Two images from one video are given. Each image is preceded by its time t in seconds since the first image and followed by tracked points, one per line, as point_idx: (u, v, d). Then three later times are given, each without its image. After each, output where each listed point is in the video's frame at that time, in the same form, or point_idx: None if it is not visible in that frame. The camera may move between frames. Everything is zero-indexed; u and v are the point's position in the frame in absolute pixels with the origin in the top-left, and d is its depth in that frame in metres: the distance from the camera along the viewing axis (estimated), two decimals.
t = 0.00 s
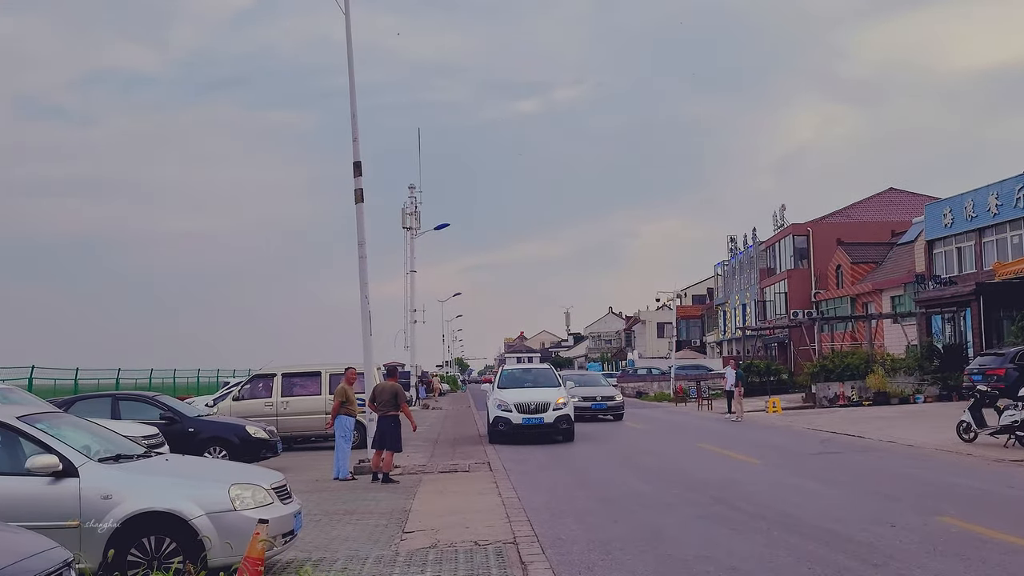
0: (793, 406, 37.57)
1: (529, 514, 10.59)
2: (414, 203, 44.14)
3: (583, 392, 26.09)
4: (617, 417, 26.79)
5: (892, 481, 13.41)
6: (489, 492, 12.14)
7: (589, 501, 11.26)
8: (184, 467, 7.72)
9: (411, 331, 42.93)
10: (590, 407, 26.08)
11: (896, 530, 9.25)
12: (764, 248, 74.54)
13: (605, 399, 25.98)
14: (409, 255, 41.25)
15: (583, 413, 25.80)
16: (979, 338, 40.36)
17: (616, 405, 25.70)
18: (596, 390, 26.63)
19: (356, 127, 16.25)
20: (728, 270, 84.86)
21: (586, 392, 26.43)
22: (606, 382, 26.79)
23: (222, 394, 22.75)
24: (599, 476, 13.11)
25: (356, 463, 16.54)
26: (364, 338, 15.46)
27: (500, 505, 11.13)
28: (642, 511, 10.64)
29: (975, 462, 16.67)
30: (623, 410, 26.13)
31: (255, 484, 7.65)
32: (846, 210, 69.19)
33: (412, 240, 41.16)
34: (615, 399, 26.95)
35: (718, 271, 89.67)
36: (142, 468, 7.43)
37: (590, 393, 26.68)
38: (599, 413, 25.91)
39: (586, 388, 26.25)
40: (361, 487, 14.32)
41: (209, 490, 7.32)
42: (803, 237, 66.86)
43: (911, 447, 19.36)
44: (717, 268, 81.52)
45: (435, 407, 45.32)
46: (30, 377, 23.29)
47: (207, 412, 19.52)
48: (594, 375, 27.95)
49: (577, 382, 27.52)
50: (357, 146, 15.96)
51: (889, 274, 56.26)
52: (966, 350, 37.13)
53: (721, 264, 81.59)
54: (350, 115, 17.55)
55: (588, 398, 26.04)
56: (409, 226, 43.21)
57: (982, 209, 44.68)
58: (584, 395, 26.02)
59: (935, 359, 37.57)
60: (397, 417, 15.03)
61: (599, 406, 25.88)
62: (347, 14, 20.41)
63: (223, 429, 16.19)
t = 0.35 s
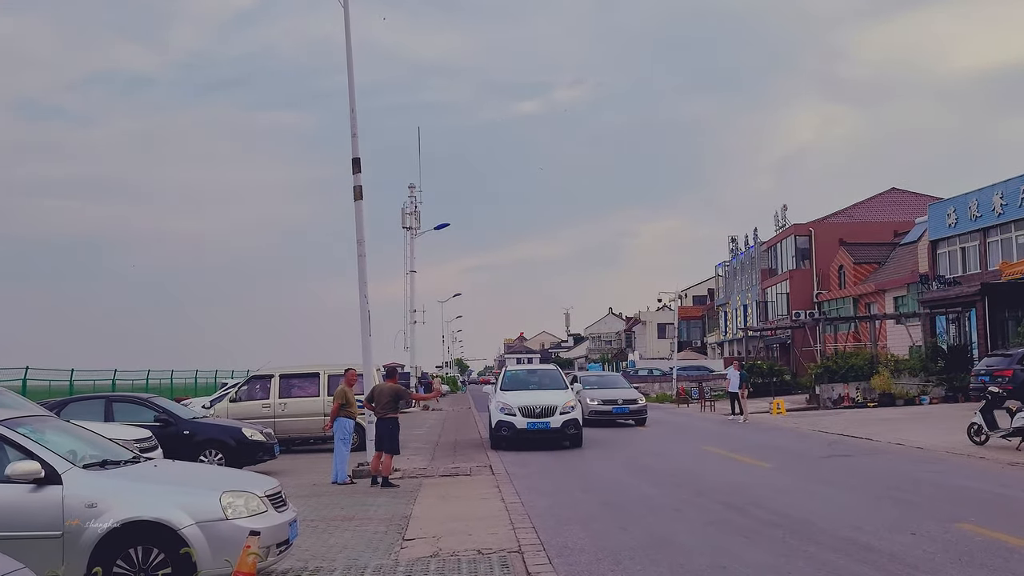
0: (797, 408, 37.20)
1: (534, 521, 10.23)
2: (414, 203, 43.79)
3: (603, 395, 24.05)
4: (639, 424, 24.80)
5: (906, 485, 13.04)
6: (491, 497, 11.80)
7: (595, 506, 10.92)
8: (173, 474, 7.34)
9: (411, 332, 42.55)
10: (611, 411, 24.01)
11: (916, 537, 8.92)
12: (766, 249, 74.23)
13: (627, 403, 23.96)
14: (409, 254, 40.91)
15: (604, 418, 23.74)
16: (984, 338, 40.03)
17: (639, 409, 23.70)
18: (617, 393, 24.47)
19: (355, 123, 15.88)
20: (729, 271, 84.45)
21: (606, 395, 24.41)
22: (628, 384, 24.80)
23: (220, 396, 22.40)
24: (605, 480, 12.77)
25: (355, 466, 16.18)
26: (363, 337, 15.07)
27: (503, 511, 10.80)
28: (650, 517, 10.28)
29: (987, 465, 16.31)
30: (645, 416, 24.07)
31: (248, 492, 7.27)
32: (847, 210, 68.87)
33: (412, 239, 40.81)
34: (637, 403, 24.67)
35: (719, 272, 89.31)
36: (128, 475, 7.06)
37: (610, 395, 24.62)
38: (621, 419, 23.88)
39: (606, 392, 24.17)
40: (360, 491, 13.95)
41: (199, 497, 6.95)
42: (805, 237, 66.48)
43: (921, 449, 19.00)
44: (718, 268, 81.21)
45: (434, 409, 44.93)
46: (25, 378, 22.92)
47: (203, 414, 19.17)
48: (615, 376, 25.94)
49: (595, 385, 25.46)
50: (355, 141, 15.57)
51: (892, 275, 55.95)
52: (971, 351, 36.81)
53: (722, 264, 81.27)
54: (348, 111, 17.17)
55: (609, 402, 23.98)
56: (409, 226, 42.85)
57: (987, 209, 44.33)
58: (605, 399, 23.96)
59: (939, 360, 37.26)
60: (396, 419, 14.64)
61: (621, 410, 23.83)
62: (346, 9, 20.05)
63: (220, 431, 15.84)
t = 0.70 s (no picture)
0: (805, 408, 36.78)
1: (545, 527, 9.86)
2: (418, 202, 43.40)
3: (633, 398, 22.45)
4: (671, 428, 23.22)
5: (926, 489, 12.67)
6: (499, 501, 11.44)
7: (608, 511, 10.55)
8: (167, 480, 6.96)
9: (415, 332, 42.16)
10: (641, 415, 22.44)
11: (945, 545, 8.55)
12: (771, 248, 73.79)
13: (658, 406, 22.36)
14: (412, 254, 40.58)
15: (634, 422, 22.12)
16: (994, 338, 39.60)
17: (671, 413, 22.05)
18: (647, 395, 22.81)
19: (359, 117, 15.52)
20: (734, 271, 83.98)
21: (636, 397, 22.74)
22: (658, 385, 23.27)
23: (221, 396, 22.04)
24: (616, 484, 12.41)
25: (358, 469, 15.80)
26: (368, 337, 14.69)
27: (512, 516, 10.43)
28: (666, 524, 9.89)
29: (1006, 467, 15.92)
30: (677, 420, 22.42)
31: (247, 499, 6.91)
32: (853, 209, 68.45)
33: (415, 239, 40.43)
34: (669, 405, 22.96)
35: (723, 271, 88.83)
36: (121, 481, 6.68)
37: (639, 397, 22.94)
38: (653, 423, 22.27)
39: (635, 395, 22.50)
40: (364, 494, 13.57)
41: (195, 504, 6.58)
42: (810, 236, 66.01)
43: (937, 451, 18.61)
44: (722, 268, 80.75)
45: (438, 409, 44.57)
46: (23, 379, 22.59)
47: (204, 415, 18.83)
48: (643, 375, 24.34)
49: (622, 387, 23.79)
50: (359, 136, 15.20)
51: (899, 274, 55.52)
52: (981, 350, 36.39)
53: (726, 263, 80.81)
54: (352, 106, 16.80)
55: (638, 405, 22.40)
56: (412, 225, 42.46)
57: (996, 208, 43.89)
58: (635, 402, 22.35)
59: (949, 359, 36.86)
60: (400, 420, 14.25)
61: (653, 415, 22.21)
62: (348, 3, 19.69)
63: (220, 433, 15.47)
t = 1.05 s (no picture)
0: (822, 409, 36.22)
1: (564, 531, 9.48)
2: (430, 200, 43.06)
3: (677, 401, 20.80)
4: (717, 432, 21.58)
5: (956, 492, 12.23)
6: (514, 504, 11.07)
7: (628, 515, 10.17)
8: (169, 482, 6.63)
9: (427, 332, 41.85)
10: (685, 419, 20.83)
11: (985, 551, 8.16)
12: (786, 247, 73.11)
13: (704, 409, 20.72)
14: (425, 252, 40.23)
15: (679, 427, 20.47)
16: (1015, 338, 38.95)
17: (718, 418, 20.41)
18: (691, 397, 21.13)
19: (370, 110, 15.18)
20: (748, 270, 83.29)
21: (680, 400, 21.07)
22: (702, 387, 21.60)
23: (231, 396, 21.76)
24: (634, 486, 12.03)
25: (369, 470, 15.46)
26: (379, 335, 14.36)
27: (529, 520, 10.06)
28: (689, 529, 9.50)
29: None
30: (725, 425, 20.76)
31: (252, 502, 6.57)
32: (869, 208, 67.71)
33: (427, 237, 40.09)
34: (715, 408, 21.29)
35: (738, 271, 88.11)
36: (120, 484, 6.35)
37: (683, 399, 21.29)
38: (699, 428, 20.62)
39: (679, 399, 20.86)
40: (376, 496, 13.23)
41: (197, 507, 6.24)
42: (826, 235, 65.31)
43: (963, 452, 18.12)
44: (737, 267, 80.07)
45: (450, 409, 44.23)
46: (32, 378, 22.38)
47: (213, 415, 18.55)
48: (685, 375, 22.63)
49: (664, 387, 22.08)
50: (371, 129, 14.86)
51: (917, 273, 54.83)
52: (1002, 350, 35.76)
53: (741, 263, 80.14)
54: (362, 99, 16.46)
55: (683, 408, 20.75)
56: (425, 223, 42.12)
57: (1016, 206, 43.16)
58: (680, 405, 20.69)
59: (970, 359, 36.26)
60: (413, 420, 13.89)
61: (700, 418, 20.57)
62: None
63: (228, 432, 15.15)
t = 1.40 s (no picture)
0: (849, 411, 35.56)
1: (590, 540, 9.11)
2: (450, 199, 42.74)
3: (739, 407, 18.80)
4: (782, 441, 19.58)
5: (997, 499, 11.75)
6: (538, 510, 10.71)
7: (657, 522, 9.79)
8: (178, 490, 6.32)
9: (447, 332, 41.55)
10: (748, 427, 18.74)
11: None
12: (809, 247, 72.21)
13: (770, 416, 18.71)
14: (445, 252, 39.92)
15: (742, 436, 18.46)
16: None
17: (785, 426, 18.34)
18: (754, 404, 18.99)
19: (390, 106, 14.88)
20: (771, 270, 82.40)
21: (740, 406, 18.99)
22: (765, 391, 19.60)
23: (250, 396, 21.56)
24: (662, 492, 11.64)
25: (389, 473, 15.15)
26: (400, 335, 14.04)
27: (554, 527, 9.70)
28: (722, 538, 9.09)
29: None
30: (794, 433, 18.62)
31: (266, 511, 6.25)
32: (895, 207, 66.71)
33: (448, 237, 39.78)
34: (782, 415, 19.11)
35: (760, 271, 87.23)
36: (126, 492, 6.05)
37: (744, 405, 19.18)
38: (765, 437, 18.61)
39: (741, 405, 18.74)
40: (396, 500, 12.91)
41: (206, 516, 5.92)
42: (851, 234, 64.37)
43: (999, 457, 17.58)
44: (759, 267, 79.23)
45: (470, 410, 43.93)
46: (52, 378, 22.27)
47: (232, 417, 18.32)
48: (745, 378, 20.60)
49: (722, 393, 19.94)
50: (390, 125, 14.54)
51: (944, 273, 53.92)
52: None
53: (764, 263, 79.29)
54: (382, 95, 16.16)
55: (745, 415, 18.67)
56: (445, 223, 41.81)
57: None
58: (742, 411, 18.70)
59: (1002, 360, 35.45)
60: (434, 423, 13.55)
61: (765, 426, 18.54)
62: None
63: (246, 435, 14.89)
